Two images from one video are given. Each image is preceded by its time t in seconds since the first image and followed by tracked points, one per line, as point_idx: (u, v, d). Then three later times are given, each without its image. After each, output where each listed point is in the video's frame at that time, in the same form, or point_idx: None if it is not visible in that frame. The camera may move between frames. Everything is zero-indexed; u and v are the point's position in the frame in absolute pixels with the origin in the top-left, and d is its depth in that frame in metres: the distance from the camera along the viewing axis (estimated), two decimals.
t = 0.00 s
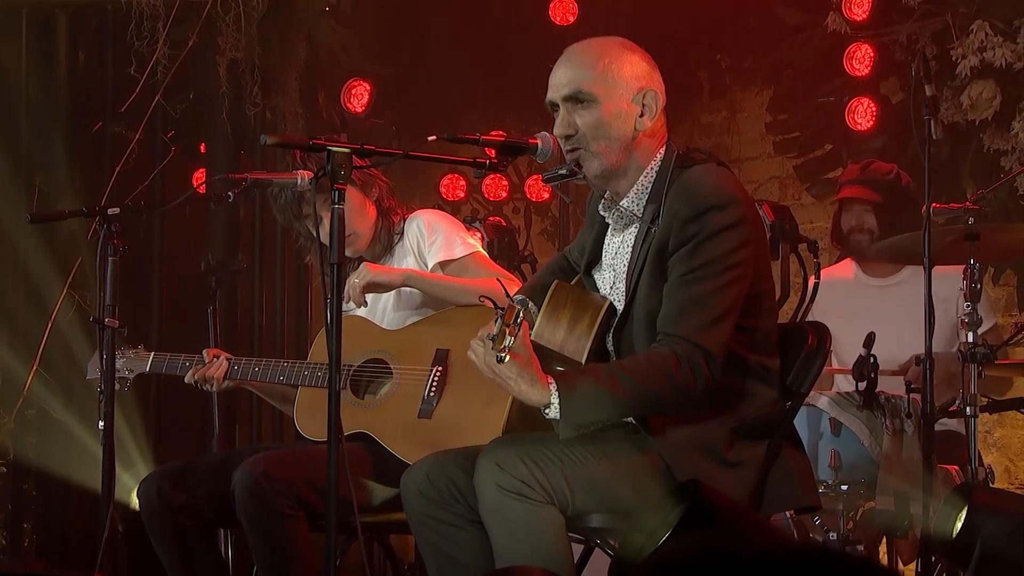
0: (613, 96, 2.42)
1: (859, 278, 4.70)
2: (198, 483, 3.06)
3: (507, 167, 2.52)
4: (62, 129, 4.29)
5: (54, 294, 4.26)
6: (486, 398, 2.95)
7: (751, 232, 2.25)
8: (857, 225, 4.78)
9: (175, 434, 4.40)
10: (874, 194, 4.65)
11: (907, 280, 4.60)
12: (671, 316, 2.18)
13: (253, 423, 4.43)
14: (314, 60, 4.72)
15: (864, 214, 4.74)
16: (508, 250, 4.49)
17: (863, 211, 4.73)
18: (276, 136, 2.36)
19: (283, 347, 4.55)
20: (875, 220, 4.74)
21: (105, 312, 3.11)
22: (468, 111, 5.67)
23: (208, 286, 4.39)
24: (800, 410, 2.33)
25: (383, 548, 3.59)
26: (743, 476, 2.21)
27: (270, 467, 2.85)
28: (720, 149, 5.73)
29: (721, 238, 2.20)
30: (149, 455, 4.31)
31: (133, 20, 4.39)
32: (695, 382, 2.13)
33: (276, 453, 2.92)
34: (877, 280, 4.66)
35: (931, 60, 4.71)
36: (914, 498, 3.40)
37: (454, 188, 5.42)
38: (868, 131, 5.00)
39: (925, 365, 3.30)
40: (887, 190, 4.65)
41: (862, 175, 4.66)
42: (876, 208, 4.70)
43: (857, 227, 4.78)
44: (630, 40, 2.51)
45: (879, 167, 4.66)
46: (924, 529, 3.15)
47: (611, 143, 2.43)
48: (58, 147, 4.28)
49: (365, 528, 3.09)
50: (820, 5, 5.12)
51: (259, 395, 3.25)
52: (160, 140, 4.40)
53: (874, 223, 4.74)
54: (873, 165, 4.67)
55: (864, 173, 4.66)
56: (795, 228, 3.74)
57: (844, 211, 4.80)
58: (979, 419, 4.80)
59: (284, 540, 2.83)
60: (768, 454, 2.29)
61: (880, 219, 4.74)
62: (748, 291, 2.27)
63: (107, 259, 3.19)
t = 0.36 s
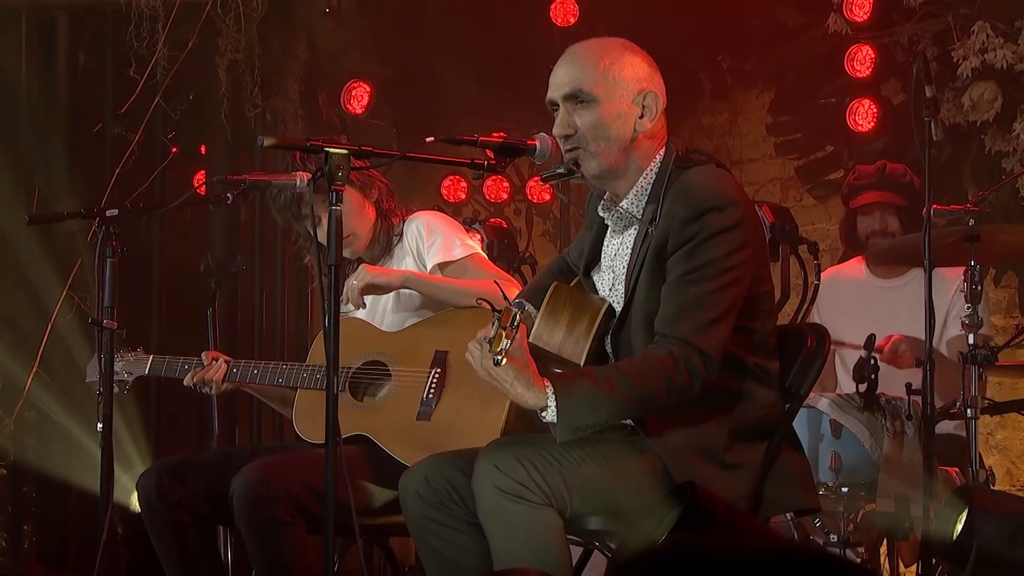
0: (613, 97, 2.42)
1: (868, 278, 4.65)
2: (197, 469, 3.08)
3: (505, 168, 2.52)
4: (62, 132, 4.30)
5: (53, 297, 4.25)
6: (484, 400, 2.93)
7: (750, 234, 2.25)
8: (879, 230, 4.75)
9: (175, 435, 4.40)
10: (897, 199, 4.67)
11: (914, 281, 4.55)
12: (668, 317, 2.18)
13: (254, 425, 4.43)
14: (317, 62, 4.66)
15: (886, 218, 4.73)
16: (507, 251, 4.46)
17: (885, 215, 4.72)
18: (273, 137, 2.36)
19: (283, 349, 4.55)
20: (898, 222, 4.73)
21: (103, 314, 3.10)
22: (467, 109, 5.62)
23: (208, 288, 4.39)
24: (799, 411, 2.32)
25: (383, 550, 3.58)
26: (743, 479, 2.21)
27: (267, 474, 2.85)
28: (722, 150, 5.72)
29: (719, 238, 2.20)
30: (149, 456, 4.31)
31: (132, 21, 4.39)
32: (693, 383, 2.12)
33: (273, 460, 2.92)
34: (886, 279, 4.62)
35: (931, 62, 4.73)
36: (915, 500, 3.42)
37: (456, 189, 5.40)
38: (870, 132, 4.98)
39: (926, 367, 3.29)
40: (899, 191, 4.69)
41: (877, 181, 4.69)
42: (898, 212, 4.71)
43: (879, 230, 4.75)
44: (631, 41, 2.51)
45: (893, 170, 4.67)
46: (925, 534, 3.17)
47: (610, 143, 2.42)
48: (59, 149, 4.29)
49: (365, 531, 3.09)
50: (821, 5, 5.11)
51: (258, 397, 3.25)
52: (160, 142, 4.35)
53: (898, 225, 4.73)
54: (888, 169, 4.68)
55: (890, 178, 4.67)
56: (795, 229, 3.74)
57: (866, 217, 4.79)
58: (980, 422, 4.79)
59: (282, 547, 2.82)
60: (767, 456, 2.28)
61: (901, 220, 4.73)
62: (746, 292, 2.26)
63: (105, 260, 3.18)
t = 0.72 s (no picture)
0: (613, 99, 2.41)
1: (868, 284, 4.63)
2: (198, 476, 3.07)
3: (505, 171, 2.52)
4: (64, 135, 4.30)
5: (54, 302, 4.25)
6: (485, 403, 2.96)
7: (750, 238, 2.24)
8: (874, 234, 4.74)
9: (176, 439, 4.40)
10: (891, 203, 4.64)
11: (911, 284, 4.50)
12: (668, 320, 2.17)
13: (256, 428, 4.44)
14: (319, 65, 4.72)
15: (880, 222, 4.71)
16: (508, 255, 4.42)
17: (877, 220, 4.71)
18: (272, 139, 2.35)
19: (284, 352, 4.55)
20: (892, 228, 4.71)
21: (103, 318, 3.10)
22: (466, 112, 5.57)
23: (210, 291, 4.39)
24: (799, 415, 2.30)
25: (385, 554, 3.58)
26: (743, 482, 2.21)
27: (269, 477, 2.84)
28: (725, 153, 5.67)
29: (719, 242, 2.19)
30: (150, 460, 4.31)
31: (133, 24, 4.39)
32: (692, 386, 2.11)
33: (275, 463, 2.92)
34: (882, 286, 4.58)
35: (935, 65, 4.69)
36: (917, 504, 3.38)
37: (459, 193, 5.40)
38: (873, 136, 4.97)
39: (928, 371, 3.28)
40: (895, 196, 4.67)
41: (871, 186, 4.66)
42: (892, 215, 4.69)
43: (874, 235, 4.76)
44: (633, 43, 2.51)
45: (884, 176, 4.64)
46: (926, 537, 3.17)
47: (610, 145, 2.42)
48: (60, 152, 4.30)
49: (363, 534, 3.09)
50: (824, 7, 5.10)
51: (259, 400, 3.25)
52: (161, 146, 4.38)
53: (892, 229, 4.72)
54: (881, 174, 4.65)
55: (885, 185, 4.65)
56: (797, 232, 3.74)
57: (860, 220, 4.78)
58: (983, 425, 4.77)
59: (282, 549, 2.82)
60: (768, 459, 2.27)
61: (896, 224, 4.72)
62: (746, 297, 2.26)
63: (105, 263, 3.18)
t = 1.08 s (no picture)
0: (619, 98, 2.40)
1: (870, 286, 4.62)
2: (198, 484, 3.07)
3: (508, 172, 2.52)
4: (67, 137, 4.29)
5: (57, 304, 4.25)
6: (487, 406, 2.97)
7: (756, 241, 2.23)
8: (869, 229, 4.73)
9: (180, 441, 4.40)
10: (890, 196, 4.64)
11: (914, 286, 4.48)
12: (672, 323, 2.16)
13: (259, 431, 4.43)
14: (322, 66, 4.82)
15: (876, 215, 4.69)
16: (511, 257, 4.41)
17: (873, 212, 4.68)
18: (273, 141, 2.36)
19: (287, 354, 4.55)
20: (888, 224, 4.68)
21: (105, 319, 3.10)
22: (468, 113, 5.51)
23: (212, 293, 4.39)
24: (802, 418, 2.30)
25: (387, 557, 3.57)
26: (746, 486, 2.20)
27: (270, 475, 2.84)
28: (730, 155, 5.62)
29: (725, 245, 2.18)
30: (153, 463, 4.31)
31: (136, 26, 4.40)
32: (696, 390, 2.10)
33: (277, 462, 2.92)
34: (888, 289, 4.56)
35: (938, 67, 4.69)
36: (921, 506, 3.40)
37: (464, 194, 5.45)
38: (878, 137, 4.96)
39: (932, 373, 3.26)
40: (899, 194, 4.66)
41: (867, 182, 4.69)
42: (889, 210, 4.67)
43: (869, 230, 4.73)
44: (641, 41, 2.49)
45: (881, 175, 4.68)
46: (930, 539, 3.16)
47: (617, 145, 2.41)
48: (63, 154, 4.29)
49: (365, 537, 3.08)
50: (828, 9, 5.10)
51: (261, 402, 3.24)
52: (164, 148, 4.42)
53: (886, 225, 4.69)
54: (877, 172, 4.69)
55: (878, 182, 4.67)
56: (801, 234, 3.73)
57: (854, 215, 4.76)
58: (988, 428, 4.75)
59: (284, 548, 2.82)
60: (771, 462, 2.26)
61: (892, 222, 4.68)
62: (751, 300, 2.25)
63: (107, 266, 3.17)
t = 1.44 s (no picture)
0: (614, 102, 2.40)
1: (870, 288, 4.60)
2: (196, 484, 3.05)
3: (502, 174, 2.52)
4: (66, 140, 4.28)
5: (56, 307, 4.25)
6: (483, 410, 2.94)
7: (752, 244, 2.23)
8: (897, 219, 4.48)
9: (179, 444, 4.40)
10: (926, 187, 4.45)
11: (914, 289, 4.46)
12: (667, 325, 2.15)
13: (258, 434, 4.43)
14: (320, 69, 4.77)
15: (910, 209, 4.48)
16: (510, 259, 4.40)
17: (909, 202, 4.47)
18: (268, 143, 2.36)
19: (286, 358, 4.55)
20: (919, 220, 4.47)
21: (101, 322, 3.10)
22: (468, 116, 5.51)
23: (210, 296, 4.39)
24: (799, 422, 2.28)
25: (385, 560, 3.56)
26: (743, 489, 2.19)
27: (267, 479, 2.84)
28: (733, 157, 5.58)
29: (721, 247, 2.18)
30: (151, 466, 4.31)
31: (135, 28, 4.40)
32: (692, 392, 2.10)
33: (273, 465, 2.91)
34: (886, 287, 4.55)
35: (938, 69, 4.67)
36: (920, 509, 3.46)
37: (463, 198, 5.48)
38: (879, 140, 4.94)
39: (931, 376, 3.25)
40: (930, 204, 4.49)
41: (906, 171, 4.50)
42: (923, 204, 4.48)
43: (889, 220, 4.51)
44: (635, 46, 2.49)
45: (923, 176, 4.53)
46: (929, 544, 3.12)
47: (610, 149, 2.41)
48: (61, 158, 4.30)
49: (362, 540, 3.07)
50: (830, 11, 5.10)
51: (258, 405, 3.24)
52: (164, 151, 4.42)
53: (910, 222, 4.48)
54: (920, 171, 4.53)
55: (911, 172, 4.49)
56: (800, 237, 3.73)
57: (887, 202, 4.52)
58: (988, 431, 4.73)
59: (280, 553, 2.82)
60: (767, 466, 2.25)
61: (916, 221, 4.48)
62: (747, 302, 2.24)
63: (104, 269, 3.18)
